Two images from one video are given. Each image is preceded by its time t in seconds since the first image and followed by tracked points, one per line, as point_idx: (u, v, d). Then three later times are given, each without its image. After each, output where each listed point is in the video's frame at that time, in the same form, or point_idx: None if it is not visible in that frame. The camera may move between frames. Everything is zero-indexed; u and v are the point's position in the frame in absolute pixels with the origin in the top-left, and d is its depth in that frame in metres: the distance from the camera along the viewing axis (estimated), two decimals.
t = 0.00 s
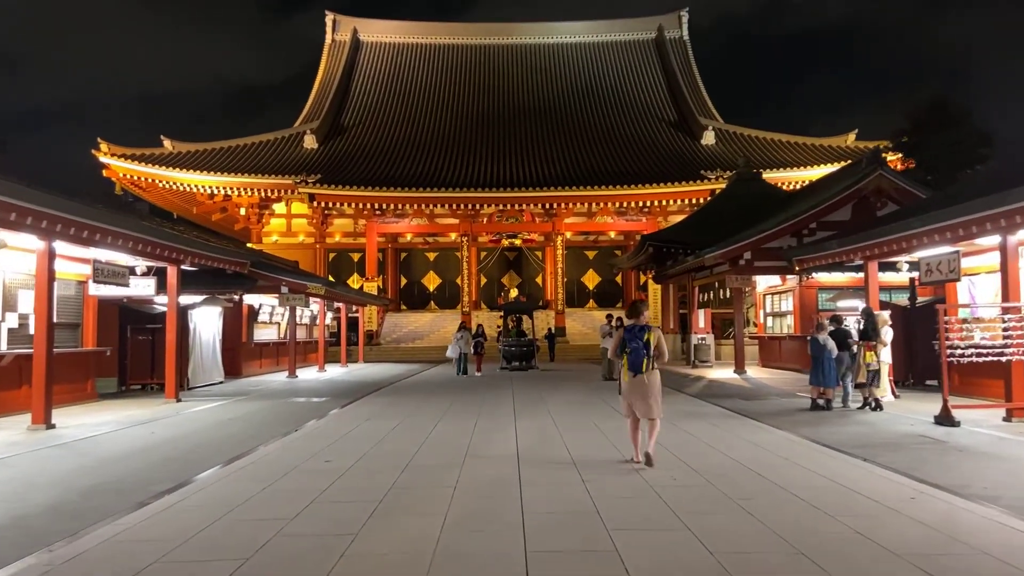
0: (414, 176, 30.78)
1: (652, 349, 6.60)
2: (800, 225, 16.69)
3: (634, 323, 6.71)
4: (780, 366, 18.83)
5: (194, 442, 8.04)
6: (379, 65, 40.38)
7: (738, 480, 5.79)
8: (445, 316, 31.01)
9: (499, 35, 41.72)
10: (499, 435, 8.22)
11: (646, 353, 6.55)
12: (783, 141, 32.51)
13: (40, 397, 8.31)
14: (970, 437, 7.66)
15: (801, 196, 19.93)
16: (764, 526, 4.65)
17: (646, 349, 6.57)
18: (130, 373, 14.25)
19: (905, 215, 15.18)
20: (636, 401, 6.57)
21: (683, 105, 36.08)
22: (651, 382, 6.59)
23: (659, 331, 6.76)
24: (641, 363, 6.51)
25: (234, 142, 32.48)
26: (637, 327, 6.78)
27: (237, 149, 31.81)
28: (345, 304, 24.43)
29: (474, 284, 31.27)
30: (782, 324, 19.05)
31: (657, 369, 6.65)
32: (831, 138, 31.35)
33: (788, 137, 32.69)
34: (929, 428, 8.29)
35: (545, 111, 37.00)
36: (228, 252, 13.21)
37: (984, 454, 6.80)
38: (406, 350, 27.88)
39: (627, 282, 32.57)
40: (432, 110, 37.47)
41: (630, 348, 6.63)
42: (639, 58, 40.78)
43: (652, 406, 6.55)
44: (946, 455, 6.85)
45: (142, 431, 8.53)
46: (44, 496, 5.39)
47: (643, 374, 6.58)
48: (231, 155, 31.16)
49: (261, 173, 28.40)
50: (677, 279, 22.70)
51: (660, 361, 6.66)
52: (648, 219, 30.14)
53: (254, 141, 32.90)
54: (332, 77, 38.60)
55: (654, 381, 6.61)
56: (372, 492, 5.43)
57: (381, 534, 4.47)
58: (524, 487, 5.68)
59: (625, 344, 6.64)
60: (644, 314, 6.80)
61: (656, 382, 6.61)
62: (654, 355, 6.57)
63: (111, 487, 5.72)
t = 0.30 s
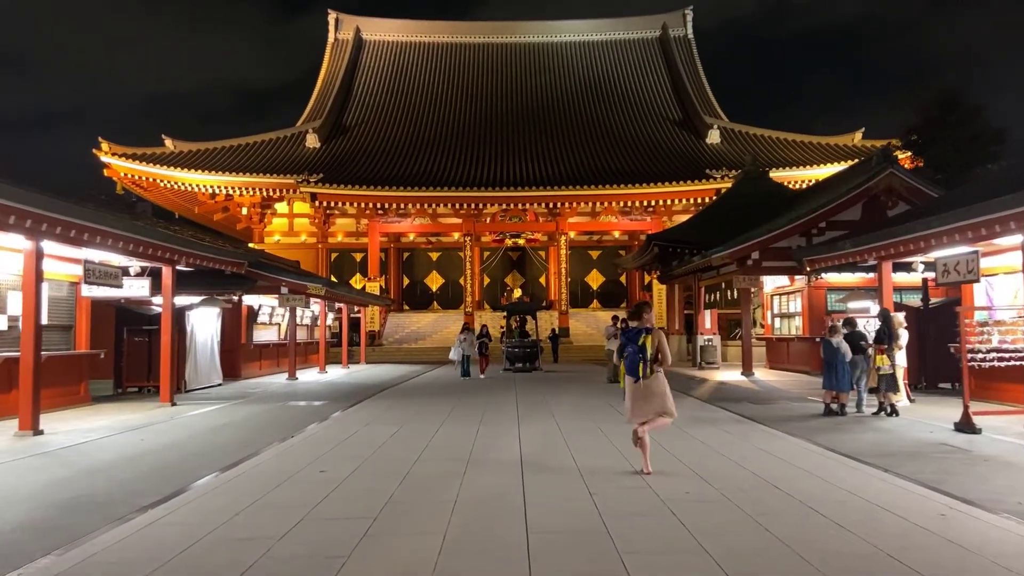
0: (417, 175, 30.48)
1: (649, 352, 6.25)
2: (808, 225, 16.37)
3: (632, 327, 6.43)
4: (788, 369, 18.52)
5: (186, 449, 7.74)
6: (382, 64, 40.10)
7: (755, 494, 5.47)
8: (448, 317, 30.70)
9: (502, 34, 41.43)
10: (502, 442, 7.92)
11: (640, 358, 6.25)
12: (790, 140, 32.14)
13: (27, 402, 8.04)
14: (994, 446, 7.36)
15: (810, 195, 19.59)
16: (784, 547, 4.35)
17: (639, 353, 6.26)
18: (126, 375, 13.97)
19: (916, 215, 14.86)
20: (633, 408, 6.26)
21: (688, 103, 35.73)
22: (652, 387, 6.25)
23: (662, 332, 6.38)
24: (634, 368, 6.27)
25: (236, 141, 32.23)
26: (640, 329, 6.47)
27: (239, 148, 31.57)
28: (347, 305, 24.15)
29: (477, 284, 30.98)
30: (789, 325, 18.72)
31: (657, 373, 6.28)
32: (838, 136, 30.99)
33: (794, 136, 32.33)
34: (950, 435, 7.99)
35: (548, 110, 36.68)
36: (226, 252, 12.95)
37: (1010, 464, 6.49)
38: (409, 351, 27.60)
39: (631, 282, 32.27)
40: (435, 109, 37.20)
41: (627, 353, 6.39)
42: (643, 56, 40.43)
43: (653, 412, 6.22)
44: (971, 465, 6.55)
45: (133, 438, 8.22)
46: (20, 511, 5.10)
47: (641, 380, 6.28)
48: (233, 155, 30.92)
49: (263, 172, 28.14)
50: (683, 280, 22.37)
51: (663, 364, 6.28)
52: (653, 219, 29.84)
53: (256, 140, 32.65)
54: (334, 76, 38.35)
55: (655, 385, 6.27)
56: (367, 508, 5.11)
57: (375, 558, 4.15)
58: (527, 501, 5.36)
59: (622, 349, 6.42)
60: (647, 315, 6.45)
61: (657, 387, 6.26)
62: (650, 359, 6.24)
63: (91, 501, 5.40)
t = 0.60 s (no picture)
0: (419, 173, 30.17)
1: (656, 349, 5.88)
2: (817, 221, 16.03)
3: (638, 322, 6.04)
4: (797, 368, 18.18)
5: (179, 449, 7.44)
6: (385, 61, 39.80)
7: (780, 500, 5.13)
8: (451, 315, 30.41)
9: (506, 31, 41.10)
10: (507, 442, 7.62)
11: (646, 356, 5.91)
12: (796, 137, 31.78)
13: (14, 401, 7.77)
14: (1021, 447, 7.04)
15: (819, 191, 19.25)
16: (812, 555, 4.03)
17: (644, 351, 5.93)
18: (123, 374, 13.67)
19: (928, 210, 14.53)
20: (647, 407, 5.95)
21: (693, 100, 35.36)
22: (664, 385, 5.90)
23: (672, 327, 5.92)
24: (640, 366, 5.96)
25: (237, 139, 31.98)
26: (650, 323, 6.07)
27: (240, 146, 31.32)
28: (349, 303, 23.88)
29: (480, 283, 30.68)
30: (799, 323, 18.39)
31: (668, 370, 5.90)
32: (845, 133, 30.63)
33: (801, 133, 31.96)
34: (973, 436, 7.67)
35: (552, 107, 36.34)
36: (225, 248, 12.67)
37: None
38: (411, 350, 27.32)
39: (636, 281, 31.96)
40: (438, 107, 36.89)
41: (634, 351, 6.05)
42: (648, 54, 40.08)
43: (668, 412, 5.85)
44: (999, 467, 6.24)
45: (125, 437, 7.93)
46: None
47: (650, 378, 5.94)
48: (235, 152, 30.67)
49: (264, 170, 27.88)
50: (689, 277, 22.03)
51: (674, 359, 5.87)
52: (658, 216, 29.54)
53: (257, 138, 32.38)
54: (337, 73, 38.06)
55: (666, 382, 5.90)
56: (365, 513, 4.79)
57: (371, 567, 3.85)
58: (536, 502, 5.03)
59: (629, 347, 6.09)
60: (656, 308, 6.01)
61: (669, 384, 5.89)
62: (657, 357, 5.87)
63: (74, 505, 5.10)
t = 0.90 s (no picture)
0: (423, 171, 29.83)
1: (670, 354, 5.58)
2: (827, 220, 15.67)
3: (654, 326, 5.79)
4: (807, 369, 17.83)
5: (172, 455, 7.15)
6: (389, 59, 39.48)
7: (803, 514, 4.81)
8: (455, 315, 30.09)
9: (510, 28, 40.73)
10: (513, 449, 7.31)
11: (659, 361, 5.62)
12: (803, 134, 31.40)
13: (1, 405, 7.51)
14: None
15: (829, 189, 18.88)
16: None
17: (657, 355, 5.64)
18: (120, 375, 13.33)
19: (942, 208, 14.16)
20: (662, 415, 5.64)
21: (699, 98, 34.97)
22: (680, 391, 5.58)
23: (690, 331, 5.59)
24: (654, 371, 5.66)
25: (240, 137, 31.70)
26: (667, 327, 5.78)
27: (243, 144, 31.04)
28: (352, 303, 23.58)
29: (484, 282, 30.36)
30: (809, 323, 18.09)
31: (684, 376, 5.56)
32: (853, 131, 30.26)
33: (808, 131, 31.59)
34: (1000, 442, 7.35)
35: (557, 105, 35.96)
36: (224, 246, 12.36)
37: None
38: (415, 350, 27.00)
39: (642, 280, 31.66)
40: (442, 105, 36.54)
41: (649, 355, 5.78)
42: (653, 51, 39.70)
43: (684, 421, 5.54)
44: None
45: (117, 443, 7.64)
46: None
47: (666, 384, 5.63)
48: (237, 151, 30.39)
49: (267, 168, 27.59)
50: (696, 277, 21.71)
51: (689, 366, 5.51)
52: (663, 214, 29.22)
53: (260, 136, 32.11)
54: (340, 71, 37.73)
55: (682, 389, 5.58)
56: (363, 530, 4.48)
57: None
58: (545, 518, 4.72)
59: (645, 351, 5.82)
60: (674, 311, 5.72)
61: (686, 391, 5.57)
62: (670, 362, 5.55)
63: (53, 521, 4.79)
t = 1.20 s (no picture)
0: (425, 168, 29.51)
1: (685, 350, 5.30)
2: (838, 215, 15.30)
3: (670, 320, 5.48)
4: (817, 367, 17.48)
5: (161, 457, 6.87)
6: (392, 56, 39.17)
7: (826, 521, 4.50)
8: (458, 313, 29.80)
9: (514, 25, 40.39)
10: (517, 450, 7.00)
11: (672, 356, 5.33)
12: (810, 130, 31.01)
13: None
14: None
15: (838, 185, 18.50)
16: None
17: (672, 350, 5.35)
18: (116, 374, 13.04)
19: (957, 204, 13.79)
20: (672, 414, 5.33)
21: (704, 94, 34.59)
22: (692, 390, 5.27)
23: (707, 328, 5.31)
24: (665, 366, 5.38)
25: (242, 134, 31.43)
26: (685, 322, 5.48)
27: (244, 141, 30.76)
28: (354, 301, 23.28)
29: (488, 279, 30.06)
30: (818, 320, 17.92)
31: (698, 375, 5.28)
32: (861, 126, 29.87)
33: (815, 126, 31.21)
34: None
35: (561, 101, 35.62)
36: (220, 242, 12.04)
37: None
38: (418, 348, 26.69)
39: (647, 277, 31.32)
40: (445, 101, 36.23)
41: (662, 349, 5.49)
42: (657, 47, 39.31)
43: (696, 421, 5.23)
44: None
45: (105, 444, 7.35)
46: None
47: (675, 381, 5.33)
48: (238, 147, 30.11)
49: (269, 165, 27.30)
50: (703, 273, 21.37)
51: (705, 365, 5.25)
52: (669, 211, 28.84)
53: (262, 133, 31.83)
54: (342, 68, 37.43)
55: (695, 387, 5.27)
56: (355, 541, 4.16)
57: None
58: (551, 527, 4.39)
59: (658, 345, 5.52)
60: (694, 306, 5.43)
61: (700, 391, 5.26)
62: (683, 358, 5.28)
63: (27, 529, 4.50)
